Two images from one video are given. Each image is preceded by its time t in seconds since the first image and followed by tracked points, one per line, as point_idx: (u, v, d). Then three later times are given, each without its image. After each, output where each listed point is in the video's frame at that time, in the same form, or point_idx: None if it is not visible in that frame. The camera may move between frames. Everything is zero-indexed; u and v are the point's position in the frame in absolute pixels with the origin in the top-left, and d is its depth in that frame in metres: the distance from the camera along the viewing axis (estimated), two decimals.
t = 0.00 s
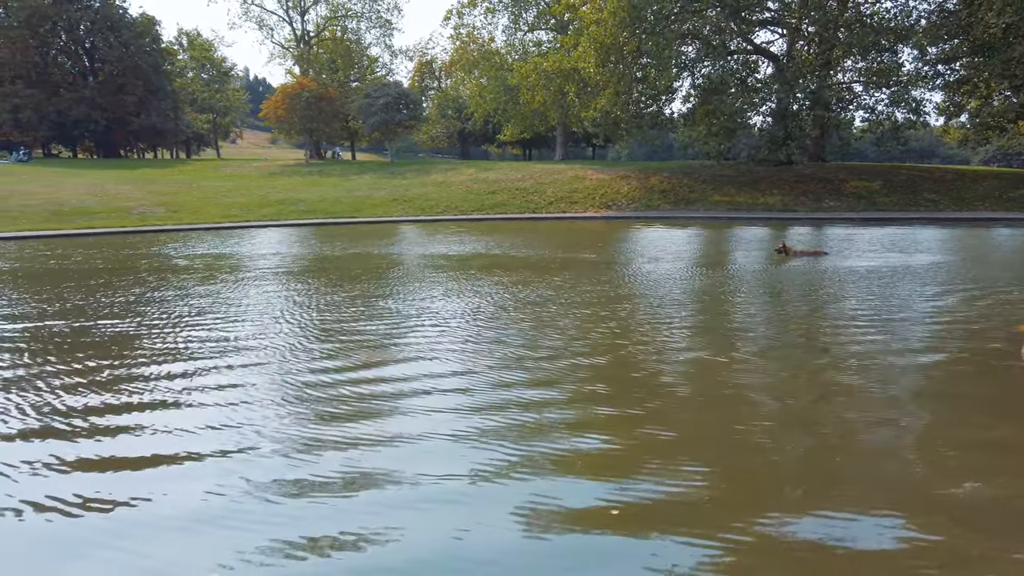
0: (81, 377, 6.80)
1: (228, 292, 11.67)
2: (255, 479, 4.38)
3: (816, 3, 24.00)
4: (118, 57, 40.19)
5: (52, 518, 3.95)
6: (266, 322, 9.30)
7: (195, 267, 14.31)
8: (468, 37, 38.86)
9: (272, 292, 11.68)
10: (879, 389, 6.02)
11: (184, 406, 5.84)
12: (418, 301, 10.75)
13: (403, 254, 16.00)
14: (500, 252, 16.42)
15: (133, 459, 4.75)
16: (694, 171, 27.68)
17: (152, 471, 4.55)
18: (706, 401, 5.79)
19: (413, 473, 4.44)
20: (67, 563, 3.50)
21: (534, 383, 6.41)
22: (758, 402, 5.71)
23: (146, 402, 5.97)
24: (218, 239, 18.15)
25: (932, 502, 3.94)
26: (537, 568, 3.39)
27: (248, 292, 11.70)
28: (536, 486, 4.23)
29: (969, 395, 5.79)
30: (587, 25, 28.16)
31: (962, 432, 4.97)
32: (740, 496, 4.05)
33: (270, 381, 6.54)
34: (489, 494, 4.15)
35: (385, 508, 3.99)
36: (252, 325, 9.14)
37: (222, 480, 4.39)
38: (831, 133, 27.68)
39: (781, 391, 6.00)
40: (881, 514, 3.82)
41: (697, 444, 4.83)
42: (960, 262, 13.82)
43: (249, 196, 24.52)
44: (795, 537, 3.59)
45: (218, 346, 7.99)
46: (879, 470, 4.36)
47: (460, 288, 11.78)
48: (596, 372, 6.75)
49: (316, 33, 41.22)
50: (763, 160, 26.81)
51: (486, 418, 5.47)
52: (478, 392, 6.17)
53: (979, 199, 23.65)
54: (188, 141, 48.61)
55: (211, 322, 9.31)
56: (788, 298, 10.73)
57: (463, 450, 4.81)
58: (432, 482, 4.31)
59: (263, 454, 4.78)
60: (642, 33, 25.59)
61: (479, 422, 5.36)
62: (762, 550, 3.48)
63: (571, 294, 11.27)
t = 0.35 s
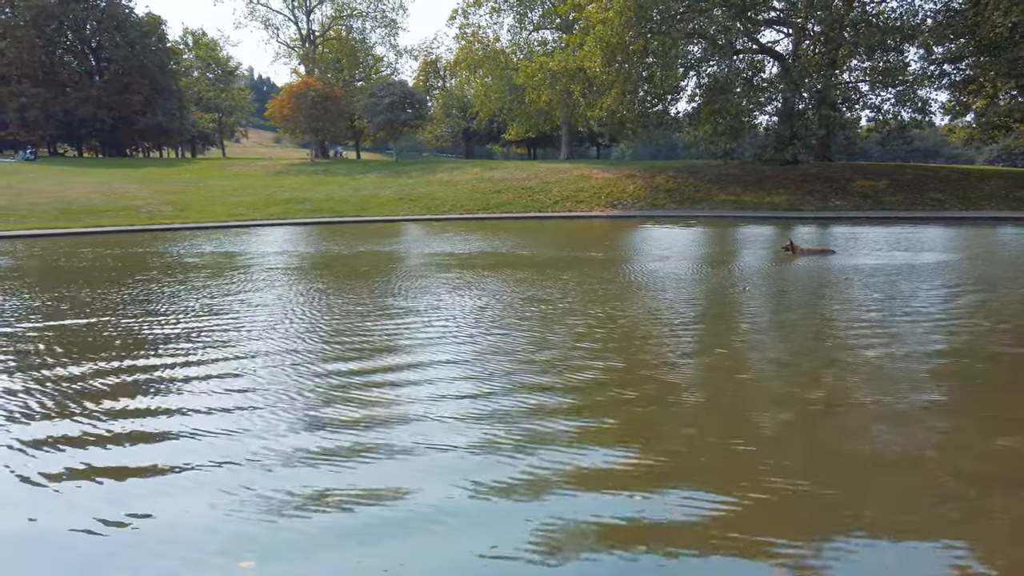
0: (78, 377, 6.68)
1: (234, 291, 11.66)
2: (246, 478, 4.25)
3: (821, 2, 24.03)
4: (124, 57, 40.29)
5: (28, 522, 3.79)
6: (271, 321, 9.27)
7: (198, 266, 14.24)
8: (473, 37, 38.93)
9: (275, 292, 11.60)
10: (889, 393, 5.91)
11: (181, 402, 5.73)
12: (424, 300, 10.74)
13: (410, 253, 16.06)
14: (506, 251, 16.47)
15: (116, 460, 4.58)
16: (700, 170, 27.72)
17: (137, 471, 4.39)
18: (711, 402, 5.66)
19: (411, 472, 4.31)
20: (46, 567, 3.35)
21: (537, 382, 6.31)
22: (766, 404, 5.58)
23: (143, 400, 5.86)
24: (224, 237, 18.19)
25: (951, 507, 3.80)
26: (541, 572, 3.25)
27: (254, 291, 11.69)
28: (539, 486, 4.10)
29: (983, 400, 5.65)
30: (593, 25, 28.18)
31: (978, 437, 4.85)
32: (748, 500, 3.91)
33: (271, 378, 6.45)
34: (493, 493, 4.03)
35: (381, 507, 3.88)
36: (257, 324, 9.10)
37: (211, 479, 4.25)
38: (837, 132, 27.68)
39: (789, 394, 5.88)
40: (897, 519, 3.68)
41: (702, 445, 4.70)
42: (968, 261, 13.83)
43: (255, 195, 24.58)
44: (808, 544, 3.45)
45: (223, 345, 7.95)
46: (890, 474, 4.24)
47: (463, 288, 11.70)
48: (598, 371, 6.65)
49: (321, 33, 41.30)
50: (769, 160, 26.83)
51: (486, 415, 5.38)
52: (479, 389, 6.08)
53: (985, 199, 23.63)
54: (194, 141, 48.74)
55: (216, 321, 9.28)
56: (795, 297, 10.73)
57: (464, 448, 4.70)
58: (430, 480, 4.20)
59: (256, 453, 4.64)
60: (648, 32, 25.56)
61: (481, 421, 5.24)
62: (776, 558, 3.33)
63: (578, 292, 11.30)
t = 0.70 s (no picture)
0: (77, 380, 6.66)
1: (236, 291, 11.69)
2: (243, 479, 4.27)
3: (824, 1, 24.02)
4: (126, 55, 40.25)
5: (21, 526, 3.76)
6: (273, 322, 9.30)
7: (200, 266, 14.27)
8: (475, 35, 38.91)
9: (277, 292, 11.62)
10: (885, 392, 5.96)
11: (180, 405, 5.76)
12: (426, 300, 10.77)
13: (413, 252, 16.10)
14: (509, 250, 16.51)
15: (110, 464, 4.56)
16: (703, 169, 27.73)
17: (131, 477, 4.35)
18: (708, 403, 5.70)
19: (410, 472, 4.37)
20: None
21: (539, 383, 6.31)
22: (761, 405, 5.63)
23: (145, 403, 5.89)
24: (227, 236, 18.21)
25: (943, 505, 3.86)
26: None
27: (256, 291, 11.72)
28: (536, 485, 4.17)
29: (982, 401, 5.69)
30: (596, 24, 28.15)
31: (972, 436, 4.91)
32: (743, 500, 3.95)
33: (274, 381, 6.49)
34: (491, 491, 4.09)
35: (382, 506, 3.93)
36: (259, 325, 9.13)
37: (208, 481, 4.27)
38: (839, 131, 27.69)
39: (784, 394, 5.95)
40: (890, 516, 3.73)
41: (701, 447, 4.71)
42: (971, 260, 13.87)
43: (258, 194, 24.61)
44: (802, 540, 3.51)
45: (225, 346, 7.98)
46: (891, 476, 4.24)
47: (464, 288, 11.72)
48: (597, 371, 6.70)
49: (323, 31, 41.28)
50: (771, 159, 26.85)
51: (486, 415, 5.43)
52: (477, 390, 6.14)
53: (988, 198, 23.66)
54: (195, 140, 48.74)
55: (219, 322, 9.31)
56: (798, 296, 10.78)
57: (463, 447, 4.76)
58: (430, 479, 4.26)
59: (255, 454, 4.67)
60: (651, 31, 25.50)
61: (480, 421, 5.29)
62: (770, 556, 3.38)
63: (581, 292, 11.35)
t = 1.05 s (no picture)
0: (79, 378, 6.68)
1: (237, 292, 11.71)
2: (250, 476, 4.33)
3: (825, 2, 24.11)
4: (126, 55, 40.25)
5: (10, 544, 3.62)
6: (274, 322, 9.31)
7: (201, 266, 14.28)
8: (475, 36, 38.98)
9: (279, 293, 11.64)
10: (884, 395, 5.98)
11: (182, 404, 5.77)
12: (428, 300, 10.80)
13: (415, 253, 16.16)
14: (511, 250, 16.58)
15: (102, 472, 4.44)
16: (703, 170, 27.79)
17: (138, 475, 4.39)
18: (708, 402, 5.75)
19: (412, 473, 4.36)
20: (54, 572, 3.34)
21: (544, 381, 6.38)
22: (762, 406, 5.64)
23: (144, 402, 5.88)
24: (229, 236, 18.27)
25: (948, 504, 3.87)
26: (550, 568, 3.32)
27: (257, 292, 11.74)
28: (539, 486, 4.17)
29: (983, 401, 5.77)
30: (597, 24, 28.21)
31: (972, 437, 4.93)
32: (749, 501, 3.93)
33: (275, 378, 6.50)
34: (495, 494, 4.09)
35: (391, 501, 3.99)
36: (259, 325, 9.14)
37: (206, 489, 4.18)
38: (839, 132, 27.78)
39: (783, 396, 5.96)
40: (891, 510, 3.80)
41: (705, 444, 4.77)
42: (970, 261, 13.97)
43: (260, 194, 24.65)
44: (809, 536, 3.54)
45: (226, 345, 7.99)
46: (892, 472, 4.30)
47: (466, 288, 11.76)
48: (595, 372, 6.72)
49: (323, 32, 41.30)
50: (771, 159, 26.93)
51: (485, 416, 5.43)
52: (476, 388, 6.17)
53: (988, 199, 23.76)
54: (195, 139, 48.75)
55: (219, 322, 9.32)
56: (799, 296, 10.87)
57: (465, 448, 4.77)
58: (435, 477, 4.30)
59: (255, 457, 4.63)
60: (652, 32, 25.58)
61: (479, 421, 5.30)
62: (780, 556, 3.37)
63: (584, 292, 11.42)
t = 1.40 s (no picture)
0: (85, 376, 6.80)
1: (240, 292, 11.84)
2: (261, 474, 4.43)
3: (825, 5, 24.25)
4: (127, 57, 40.30)
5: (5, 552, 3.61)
6: (277, 322, 9.43)
7: (205, 266, 14.40)
8: (475, 38, 39.09)
9: (283, 293, 11.75)
10: (882, 395, 6.09)
11: (188, 403, 5.89)
12: (429, 300, 10.94)
13: (416, 253, 16.29)
14: (513, 250, 16.69)
15: (106, 477, 4.44)
16: (704, 171, 27.90)
17: (148, 474, 4.48)
18: (706, 402, 5.88)
19: (422, 473, 4.44)
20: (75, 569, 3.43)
21: (546, 381, 6.51)
22: (761, 406, 5.73)
23: (150, 402, 5.97)
24: (232, 237, 18.38)
25: (940, 501, 4.00)
26: (558, 561, 3.44)
27: (260, 292, 11.86)
28: (546, 486, 4.26)
29: (977, 400, 5.91)
30: (598, 26, 28.32)
31: (969, 438, 5.03)
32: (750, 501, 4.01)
33: (279, 379, 6.61)
34: (503, 494, 4.17)
35: (401, 496, 4.12)
36: (262, 325, 9.27)
37: (211, 491, 4.22)
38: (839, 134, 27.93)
39: (780, 395, 6.10)
40: (885, 507, 3.93)
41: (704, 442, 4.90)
42: (968, 262, 14.12)
43: (263, 195, 24.77)
44: (805, 531, 3.67)
45: (230, 345, 8.11)
46: (887, 470, 4.43)
47: (468, 289, 11.89)
48: (597, 372, 6.85)
49: (324, 33, 41.40)
50: (772, 161, 27.07)
51: (490, 414, 5.56)
52: (477, 388, 6.28)
53: (987, 200, 23.92)
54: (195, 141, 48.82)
55: (222, 322, 9.45)
56: (797, 297, 11.02)
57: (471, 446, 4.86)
58: (441, 474, 4.43)
59: (264, 459, 4.70)
60: (653, 34, 25.71)
61: (484, 420, 5.42)
62: (783, 557, 3.44)
63: (585, 292, 11.56)
